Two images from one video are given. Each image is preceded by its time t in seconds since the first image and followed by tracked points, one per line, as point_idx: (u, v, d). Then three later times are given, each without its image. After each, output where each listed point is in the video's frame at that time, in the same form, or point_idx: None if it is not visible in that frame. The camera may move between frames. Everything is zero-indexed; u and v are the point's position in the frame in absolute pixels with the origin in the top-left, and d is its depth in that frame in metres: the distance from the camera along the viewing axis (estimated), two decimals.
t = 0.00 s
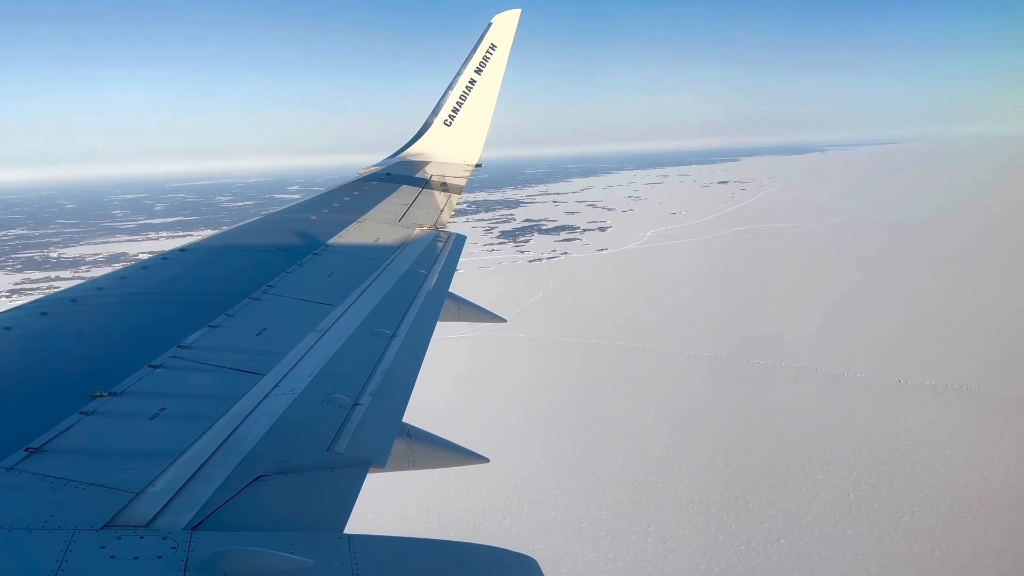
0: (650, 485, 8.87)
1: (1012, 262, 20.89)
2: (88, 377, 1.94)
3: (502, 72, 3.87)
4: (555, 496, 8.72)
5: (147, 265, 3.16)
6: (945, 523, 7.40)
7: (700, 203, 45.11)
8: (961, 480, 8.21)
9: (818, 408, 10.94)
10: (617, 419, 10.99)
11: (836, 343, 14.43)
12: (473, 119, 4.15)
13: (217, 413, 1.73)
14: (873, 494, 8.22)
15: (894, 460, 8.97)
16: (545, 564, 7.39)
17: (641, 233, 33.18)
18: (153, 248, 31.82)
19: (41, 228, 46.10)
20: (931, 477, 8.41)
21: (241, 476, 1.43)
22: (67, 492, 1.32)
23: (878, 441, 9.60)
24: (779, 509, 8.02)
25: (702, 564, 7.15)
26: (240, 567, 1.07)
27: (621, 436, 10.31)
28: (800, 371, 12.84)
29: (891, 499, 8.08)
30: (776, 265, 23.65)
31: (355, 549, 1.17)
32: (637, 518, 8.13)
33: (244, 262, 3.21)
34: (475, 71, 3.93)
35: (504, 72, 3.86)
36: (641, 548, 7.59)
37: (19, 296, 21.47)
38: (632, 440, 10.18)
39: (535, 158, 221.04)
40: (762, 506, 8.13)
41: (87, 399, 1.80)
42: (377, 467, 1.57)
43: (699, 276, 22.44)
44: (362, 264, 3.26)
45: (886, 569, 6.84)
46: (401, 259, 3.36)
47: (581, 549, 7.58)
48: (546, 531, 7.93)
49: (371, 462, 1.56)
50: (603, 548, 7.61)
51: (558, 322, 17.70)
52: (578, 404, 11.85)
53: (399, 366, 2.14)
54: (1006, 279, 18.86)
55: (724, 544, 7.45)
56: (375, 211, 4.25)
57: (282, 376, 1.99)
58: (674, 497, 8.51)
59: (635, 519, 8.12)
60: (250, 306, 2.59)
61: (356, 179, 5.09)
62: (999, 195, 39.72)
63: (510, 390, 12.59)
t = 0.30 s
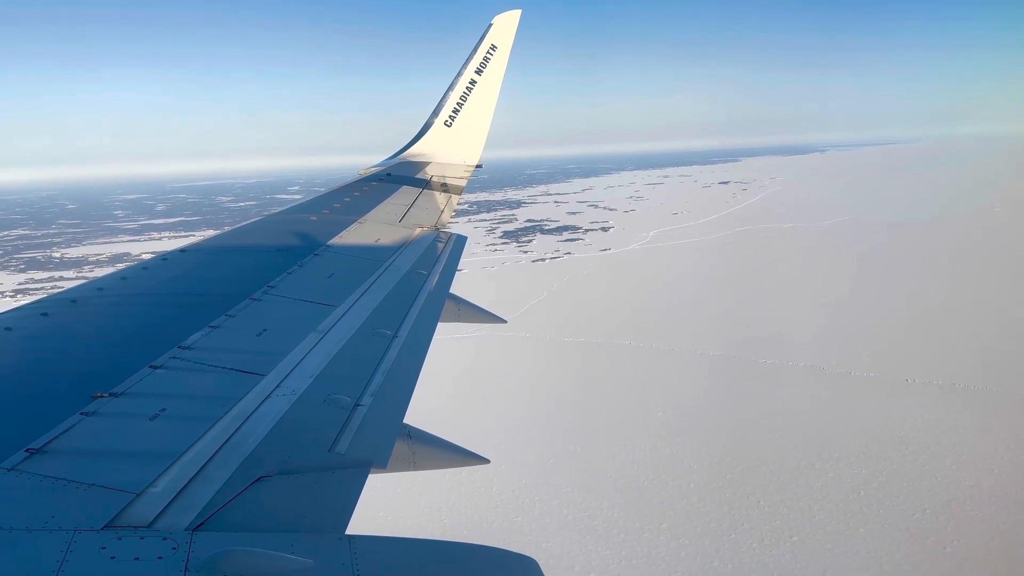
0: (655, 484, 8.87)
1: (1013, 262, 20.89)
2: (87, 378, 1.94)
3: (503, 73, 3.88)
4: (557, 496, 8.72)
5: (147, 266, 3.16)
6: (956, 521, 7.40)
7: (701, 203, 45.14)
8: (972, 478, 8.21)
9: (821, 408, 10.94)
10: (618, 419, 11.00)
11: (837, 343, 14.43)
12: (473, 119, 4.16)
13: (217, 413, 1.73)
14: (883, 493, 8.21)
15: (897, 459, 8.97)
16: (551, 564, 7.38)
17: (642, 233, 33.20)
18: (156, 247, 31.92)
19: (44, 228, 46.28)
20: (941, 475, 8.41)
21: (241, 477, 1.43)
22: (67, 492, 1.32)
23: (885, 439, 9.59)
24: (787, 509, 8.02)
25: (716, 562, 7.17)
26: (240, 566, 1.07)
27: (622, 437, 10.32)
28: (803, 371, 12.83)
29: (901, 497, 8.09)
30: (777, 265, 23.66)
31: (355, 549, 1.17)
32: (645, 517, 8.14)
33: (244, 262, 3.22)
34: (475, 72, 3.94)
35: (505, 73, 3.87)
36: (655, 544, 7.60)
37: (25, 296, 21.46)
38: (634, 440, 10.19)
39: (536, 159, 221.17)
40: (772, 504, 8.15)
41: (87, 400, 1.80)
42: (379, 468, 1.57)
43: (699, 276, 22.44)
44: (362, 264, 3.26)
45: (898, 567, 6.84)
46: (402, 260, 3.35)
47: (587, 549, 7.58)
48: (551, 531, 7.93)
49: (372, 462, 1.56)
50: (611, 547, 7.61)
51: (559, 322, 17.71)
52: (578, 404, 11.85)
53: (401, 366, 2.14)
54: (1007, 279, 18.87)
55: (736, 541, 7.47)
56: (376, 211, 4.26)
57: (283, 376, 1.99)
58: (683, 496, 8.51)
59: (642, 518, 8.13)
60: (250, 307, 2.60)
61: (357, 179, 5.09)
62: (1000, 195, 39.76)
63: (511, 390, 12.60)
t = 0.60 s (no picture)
0: (661, 483, 8.88)
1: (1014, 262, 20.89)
2: (88, 378, 1.94)
3: (503, 73, 3.88)
4: (559, 495, 8.72)
5: (148, 265, 3.16)
6: (966, 518, 7.41)
7: (702, 203, 45.14)
8: (982, 474, 8.25)
9: (823, 408, 10.95)
10: (619, 419, 11.00)
11: (838, 343, 14.43)
12: (473, 119, 4.16)
13: (217, 413, 1.73)
14: (892, 491, 8.21)
15: (900, 457, 8.97)
16: (559, 563, 7.37)
17: (643, 233, 33.20)
18: (158, 247, 31.91)
19: (45, 228, 46.25)
20: (950, 471, 8.42)
21: (242, 478, 1.42)
22: (67, 493, 1.32)
23: (891, 437, 9.61)
24: (796, 507, 8.03)
25: (728, 558, 7.19)
26: (241, 566, 1.07)
27: (624, 437, 10.31)
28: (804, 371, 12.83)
29: (911, 494, 8.10)
30: (777, 265, 23.66)
31: (356, 549, 1.17)
32: (654, 515, 8.14)
33: (245, 262, 3.22)
34: (476, 72, 3.94)
35: (505, 73, 3.87)
36: (667, 541, 7.61)
37: (27, 295, 21.46)
38: (635, 440, 10.18)
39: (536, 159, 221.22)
40: (783, 501, 8.16)
41: (88, 400, 1.80)
42: (380, 468, 1.57)
43: (700, 276, 22.42)
44: (363, 264, 3.27)
45: (911, 562, 6.84)
46: (403, 260, 3.36)
47: (593, 549, 7.57)
48: (557, 531, 7.92)
49: (374, 462, 1.56)
50: (620, 547, 7.60)
51: (559, 322, 17.71)
52: (579, 403, 11.85)
53: (402, 366, 2.14)
54: (1008, 278, 18.87)
55: (747, 539, 7.48)
56: (376, 211, 4.26)
57: (285, 376, 2.00)
58: (691, 493, 8.51)
59: (650, 517, 8.12)
60: (250, 307, 2.60)
61: (357, 179, 5.09)
62: (1000, 195, 39.78)
63: (512, 390, 12.59)
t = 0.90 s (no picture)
0: (669, 479, 8.89)
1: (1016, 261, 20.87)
2: (89, 378, 1.93)
3: (504, 72, 3.88)
4: (562, 494, 8.72)
5: (148, 265, 3.16)
6: (978, 513, 7.43)
7: (704, 202, 45.10)
8: (994, 470, 8.25)
9: (826, 406, 10.96)
10: (621, 418, 11.00)
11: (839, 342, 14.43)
12: (474, 118, 4.15)
13: (218, 412, 1.74)
14: (903, 487, 8.23)
15: (907, 455, 8.97)
16: (565, 562, 7.36)
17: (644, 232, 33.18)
18: (160, 245, 31.94)
19: (47, 227, 46.27)
20: (960, 469, 8.42)
21: (245, 476, 1.43)
22: (68, 492, 1.32)
23: (898, 435, 9.61)
24: (808, 504, 8.07)
25: (742, 554, 7.20)
26: (241, 566, 1.07)
27: (626, 436, 10.32)
28: (806, 369, 12.83)
29: (922, 490, 8.11)
30: (778, 263, 23.63)
31: (357, 548, 1.17)
32: (664, 513, 8.15)
33: (246, 261, 3.22)
34: (476, 71, 3.93)
35: (505, 72, 3.87)
36: (680, 537, 7.62)
37: (31, 294, 21.49)
38: (638, 439, 10.19)
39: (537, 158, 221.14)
40: (794, 498, 8.21)
41: (88, 399, 1.80)
42: (382, 467, 1.57)
43: (701, 274, 22.43)
44: (363, 263, 3.26)
45: (925, 558, 6.85)
46: (404, 259, 3.36)
47: (600, 548, 7.58)
48: (563, 530, 7.94)
49: (376, 461, 1.56)
50: (632, 544, 7.62)
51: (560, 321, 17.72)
52: (580, 402, 11.86)
53: (404, 366, 2.14)
54: (1010, 277, 18.86)
55: (759, 534, 7.52)
56: (377, 210, 4.25)
57: (286, 375, 2.00)
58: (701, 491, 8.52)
59: (661, 515, 8.12)
60: (250, 306, 2.60)
61: (357, 179, 5.08)
62: (1002, 194, 39.76)
63: (514, 390, 12.58)
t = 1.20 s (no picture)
0: (677, 472, 8.91)
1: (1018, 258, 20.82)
2: (90, 376, 1.94)
3: (504, 69, 3.87)
4: (564, 491, 8.74)
5: (149, 263, 3.16)
6: (989, 508, 7.44)
7: (706, 199, 45.03)
8: (1004, 464, 8.27)
9: (831, 402, 10.96)
10: (623, 415, 11.01)
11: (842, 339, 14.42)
12: (474, 115, 4.15)
13: (220, 409, 1.74)
14: (913, 482, 8.23)
15: (915, 451, 8.98)
16: (569, 557, 7.41)
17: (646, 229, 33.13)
18: (164, 243, 32.00)
19: (50, 224, 46.32)
20: (970, 464, 8.42)
21: (247, 473, 1.43)
22: (70, 490, 1.33)
23: (905, 431, 9.61)
24: (820, 500, 8.11)
25: (755, 547, 7.22)
26: (241, 564, 1.07)
27: (628, 432, 10.33)
28: (809, 366, 12.84)
29: (933, 485, 8.11)
30: (780, 261, 23.61)
31: (358, 547, 1.17)
32: (675, 507, 8.18)
33: (246, 259, 3.22)
34: (476, 69, 3.93)
35: (506, 69, 3.86)
36: (693, 531, 7.64)
37: (36, 291, 21.54)
38: (640, 435, 10.20)
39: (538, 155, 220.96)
40: (806, 494, 8.25)
41: (90, 396, 1.81)
42: (383, 464, 1.58)
43: (702, 272, 22.43)
44: (363, 261, 3.26)
45: (936, 551, 6.86)
46: (405, 257, 3.36)
47: (606, 544, 7.59)
48: (567, 527, 7.95)
49: (378, 459, 1.57)
50: (645, 538, 7.64)
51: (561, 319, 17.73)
52: (582, 399, 11.87)
53: (405, 363, 2.15)
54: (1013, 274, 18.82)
55: (772, 528, 7.55)
56: (378, 208, 4.26)
57: (289, 373, 2.00)
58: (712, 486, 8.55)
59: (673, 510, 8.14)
60: (249, 304, 2.60)
61: (358, 176, 5.08)
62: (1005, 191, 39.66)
63: (515, 387, 12.60)
